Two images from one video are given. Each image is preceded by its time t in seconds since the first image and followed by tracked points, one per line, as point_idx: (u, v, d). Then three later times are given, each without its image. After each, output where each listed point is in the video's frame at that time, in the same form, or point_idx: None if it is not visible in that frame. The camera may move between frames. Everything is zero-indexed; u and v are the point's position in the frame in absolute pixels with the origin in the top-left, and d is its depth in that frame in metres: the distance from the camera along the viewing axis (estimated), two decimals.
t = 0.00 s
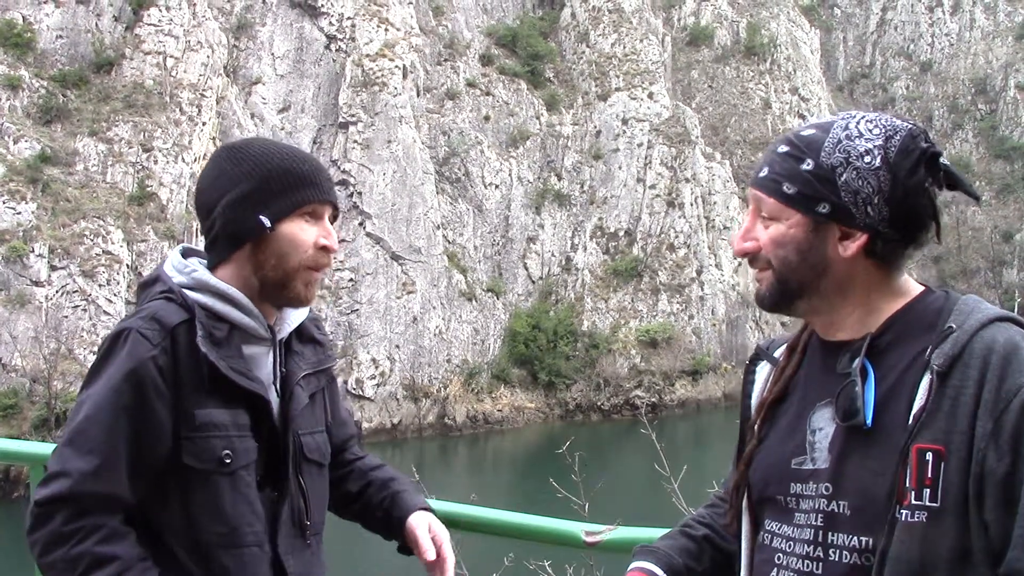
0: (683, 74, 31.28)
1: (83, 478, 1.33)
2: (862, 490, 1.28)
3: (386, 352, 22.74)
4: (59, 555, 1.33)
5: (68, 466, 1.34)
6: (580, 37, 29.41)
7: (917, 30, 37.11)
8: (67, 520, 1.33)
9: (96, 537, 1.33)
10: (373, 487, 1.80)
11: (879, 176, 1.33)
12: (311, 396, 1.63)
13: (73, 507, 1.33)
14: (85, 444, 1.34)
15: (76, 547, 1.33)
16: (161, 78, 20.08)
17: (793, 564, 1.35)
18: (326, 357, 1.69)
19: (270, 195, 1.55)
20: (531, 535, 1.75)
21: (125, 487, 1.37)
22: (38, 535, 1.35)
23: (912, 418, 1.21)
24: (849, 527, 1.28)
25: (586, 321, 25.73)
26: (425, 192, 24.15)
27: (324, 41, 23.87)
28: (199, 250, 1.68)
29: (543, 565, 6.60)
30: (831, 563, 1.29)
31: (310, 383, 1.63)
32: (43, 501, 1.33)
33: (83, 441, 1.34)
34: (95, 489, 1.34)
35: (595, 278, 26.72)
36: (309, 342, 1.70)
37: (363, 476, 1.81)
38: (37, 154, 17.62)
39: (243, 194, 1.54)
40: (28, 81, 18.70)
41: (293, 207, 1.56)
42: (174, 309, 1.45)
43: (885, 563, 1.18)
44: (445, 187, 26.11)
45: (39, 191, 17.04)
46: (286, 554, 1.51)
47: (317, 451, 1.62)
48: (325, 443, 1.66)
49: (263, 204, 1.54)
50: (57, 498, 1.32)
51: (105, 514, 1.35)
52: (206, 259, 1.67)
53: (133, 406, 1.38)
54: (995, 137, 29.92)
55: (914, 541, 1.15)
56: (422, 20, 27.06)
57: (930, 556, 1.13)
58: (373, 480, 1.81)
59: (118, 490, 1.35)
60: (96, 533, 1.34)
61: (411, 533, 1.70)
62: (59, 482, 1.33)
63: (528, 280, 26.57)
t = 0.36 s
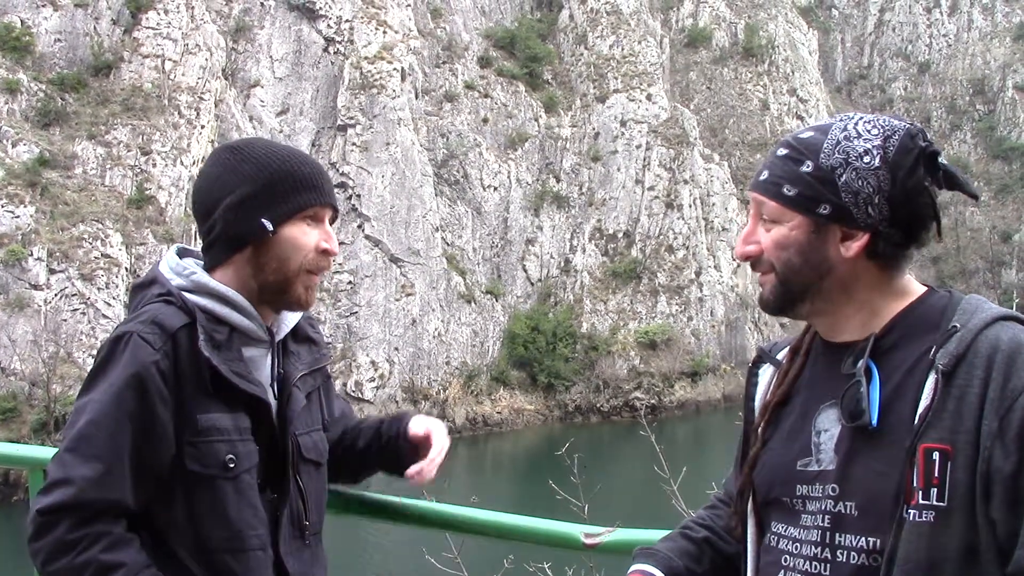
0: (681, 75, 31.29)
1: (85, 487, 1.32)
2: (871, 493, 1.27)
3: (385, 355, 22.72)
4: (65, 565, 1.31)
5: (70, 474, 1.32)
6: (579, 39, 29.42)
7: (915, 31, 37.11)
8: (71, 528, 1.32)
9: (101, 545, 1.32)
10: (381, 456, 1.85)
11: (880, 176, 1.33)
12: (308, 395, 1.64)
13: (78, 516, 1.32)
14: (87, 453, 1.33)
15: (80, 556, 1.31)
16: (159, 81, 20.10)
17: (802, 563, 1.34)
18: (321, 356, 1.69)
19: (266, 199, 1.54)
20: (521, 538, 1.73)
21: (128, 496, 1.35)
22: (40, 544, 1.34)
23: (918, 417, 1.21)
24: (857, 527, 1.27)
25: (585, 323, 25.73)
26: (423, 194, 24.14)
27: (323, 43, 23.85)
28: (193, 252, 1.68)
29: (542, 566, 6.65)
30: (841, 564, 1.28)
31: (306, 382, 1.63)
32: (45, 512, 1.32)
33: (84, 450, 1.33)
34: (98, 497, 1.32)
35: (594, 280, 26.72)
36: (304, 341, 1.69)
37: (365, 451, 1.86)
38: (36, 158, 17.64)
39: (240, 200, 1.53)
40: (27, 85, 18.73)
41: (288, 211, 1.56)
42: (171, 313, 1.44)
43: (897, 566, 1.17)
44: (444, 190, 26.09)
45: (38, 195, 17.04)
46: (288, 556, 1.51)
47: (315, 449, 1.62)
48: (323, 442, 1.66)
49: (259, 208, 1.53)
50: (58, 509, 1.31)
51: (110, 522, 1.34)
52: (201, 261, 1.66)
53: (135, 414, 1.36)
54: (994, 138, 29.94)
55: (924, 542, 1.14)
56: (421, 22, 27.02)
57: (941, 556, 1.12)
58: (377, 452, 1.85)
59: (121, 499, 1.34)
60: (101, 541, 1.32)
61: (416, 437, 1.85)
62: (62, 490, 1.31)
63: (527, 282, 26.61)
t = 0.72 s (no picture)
0: (680, 77, 31.28)
1: (94, 493, 1.31)
2: (888, 496, 1.27)
3: (383, 356, 22.68)
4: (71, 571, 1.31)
5: (78, 482, 1.31)
6: (577, 40, 29.42)
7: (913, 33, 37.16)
8: (78, 536, 1.32)
9: (108, 552, 1.32)
10: (385, 457, 1.83)
11: (887, 178, 1.34)
12: (311, 398, 1.63)
13: (87, 521, 1.32)
14: (97, 459, 1.32)
15: (88, 563, 1.31)
16: (157, 82, 20.11)
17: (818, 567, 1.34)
18: (324, 358, 1.69)
19: (269, 203, 1.54)
20: (513, 539, 1.73)
21: (135, 502, 1.35)
22: (45, 551, 1.33)
23: (934, 417, 1.21)
24: (876, 529, 1.28)
25: (583, 325, 25.75)
26: (421, 195, 24.17)
27: (321, 44, 23.83)
28: (198, 253, 1.68)
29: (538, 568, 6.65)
30: (861, 567, 1.28)
31: (310, 385, 1.63)
32: (51, 518, 1.31)
33: (93, 456, 1.32)
34: (107, 503, 1.32)
35: (592, 281, 26.73)
36: (308, 344, 1.70)
37: (365, 456, 1.84)
38: (34, 159, 17.60)
39: (244, 204, 1.53)
40: (25, 86, 18.68)
41: (295, 215, 1.56)
42: (180, 319, 1.44)
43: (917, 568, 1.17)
44: (442, 191, 26.08)
45: (36, 196, 17.01)
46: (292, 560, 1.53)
47: (315, 452, 1.62)
48: (321, 444, 1.66)
49: (264, 212, 1.53)
50: (67, 514, 1.31)
51: (119, 528, 1.34)
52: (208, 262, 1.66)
53: (146, 419, 1.36)
54: (991, 140, 30.04)
55: (945, 545, 1.13)
56: (420, 23, 26.94)
57: (961, 558, 1.12)
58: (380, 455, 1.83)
59: (128, 505, 1.34)
60: (108, 549, 1.32)
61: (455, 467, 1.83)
62: (71, 497, 1.31)
63: (525, 284, 26.63)
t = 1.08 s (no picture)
0: (677, 76, 31.31)
1: (101, 486, 1.31)
2: (892, 493, 1.27)
3: (381, 356, 22.66)
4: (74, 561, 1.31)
5: (87, 474, 1.32)
6: (575, 40, 29.44)
7: (910, 33, 37.22)
8: (84, 528, 1.32)
9: (113, 546, 1.32)
10: (389, 478, 1.81)
11: (887, 176, 1.35)
12: (321, 403, 1.64)
13: (91, 512, 1.32)
14: (105, 451, 1.32)
15: (90, 554, 1.31)
16: (155, 82, 20.12)
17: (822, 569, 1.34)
18: (336, 364, 1.69)
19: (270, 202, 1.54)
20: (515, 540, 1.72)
21: (142, 496, 1.35)
22: (50, 542, 1.33)
23: (940, 414, 1.21)
24: (881, 526, 1.28)
25: (581, 325, 25.80)
26: (420, 195, 24.18)
27: (319, 44, 23.84)
28: (214, 254, 1.69)
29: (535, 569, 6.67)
30: (866, 564, 1.29)
31: (321, 389, 1.63)
32: (58, 510, 1.31)
33: (101, 448, 1.32)
34: (113, 496, 1.32)
35: (591, 281, 26.71)
36: (321, 349, 1.70)
37: (370, 474, 1.82)
38: (32, 159, 17.58)
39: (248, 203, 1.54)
40: (22, 85, 18.63)
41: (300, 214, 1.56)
42: (191, 317, 1.44)
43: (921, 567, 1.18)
44: (440, 191, 26.07)
45: (34, 196, 16.98)
46: (296, 558, 1.53)
47: (324, 455, 1.63)
48: (332, 448, 1.67)
49: (268, 209, 1.54)
50: (76, 506, 1.31)
51: (124, 521, 1.34)
52: (222, 261, 1.67)
53: (155, 414, 1.36)
54: (988, 140, 30.14)
55: (953, 540, 1.14)
56: (417, 23, 26.93)
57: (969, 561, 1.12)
58: (384, 474, 1.81)
59: (135, 498, 1.35)
60: (114, 542, 1.32)
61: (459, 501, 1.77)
62: (77, 488, 1.31)
63: (523, 283, 26.58)
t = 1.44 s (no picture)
0: (676, 76, 31.35)
1: (101, 489, 1.33)
2: (871, 488, 1.28)
3: (379, 355, 22.65)
4: (79, 563, 1.33)
5: (86, 476, 1.34)
6: (574, 40, 29.43)
7: (909, 33, 37.23)
8: (86, 528, 1.33)
9: (116, 544, 1.33)
10: (389, 479, 1.82)
11: (875, 173, 1.36)
12: (328, 395, 1.64)
13: (93, 513, 1.33)
14: (106, 456, 1.34)
15: (93, 556, 1.33)
16: (154, 80, 20.07)
17: (797, 561, 1.35)
18: (343, 355, 1.69)
19: (257, 198, 1.54)
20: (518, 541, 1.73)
21: (143, 494, 1.37)
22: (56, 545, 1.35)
23: (924, 414, 1.22)
24: (859, 520, 1.28)
25: (580, 324, 25.82)
26: (418, 194, 24.17)
27: (318, 43, 23.83)
28: (212, 256, 1.69)
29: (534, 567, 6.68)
30: (841, 556, 1.30)
31: (327, 380, 1.63)
32: (61, 512, 1.33)
33: (100, 453, 1.34)
34: (115, 497, 1.34)
35: (588, 280, 26.80)
36: (326, 340, 1.70)
37: (370, 475, 1.82)
38: (30, 157, 17.54)
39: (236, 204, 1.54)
40: (21, 84, 18.59)
41: (291, 210, 1.55)
42: (183, 319, 1.45)
43: (896, 563, 1.19)
44: (438, 190, 26.06)
45: (32, 194, 16.95)
46: (307, 551, 1.53)
47: (333, 448, 1.63)
48: (340, 440, 1.67)
49: (256, 207, 1.54)
50: (78, 510, 1.33)
51: (126, 522, 1.35)
52: (217, 263, 1.67)
53: (151, 415, 1.37)
54: (986, 140, 30.21)
55: (928, 538, 1.14)
56: (416, 21, 26.89)
57: (941, 561, 1.13)
58: (384, 476, 1.82)
59: (136, 497, 1.36)
60: (116, 541, 1.33)
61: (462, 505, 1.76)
62: (79, 492, 1.33)
63: (522, 283, 26.58)
